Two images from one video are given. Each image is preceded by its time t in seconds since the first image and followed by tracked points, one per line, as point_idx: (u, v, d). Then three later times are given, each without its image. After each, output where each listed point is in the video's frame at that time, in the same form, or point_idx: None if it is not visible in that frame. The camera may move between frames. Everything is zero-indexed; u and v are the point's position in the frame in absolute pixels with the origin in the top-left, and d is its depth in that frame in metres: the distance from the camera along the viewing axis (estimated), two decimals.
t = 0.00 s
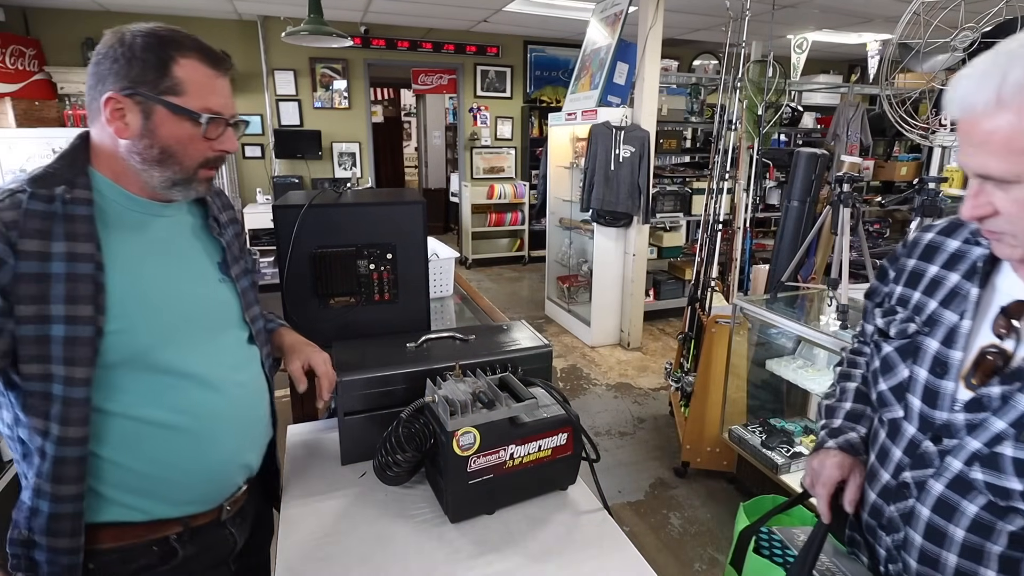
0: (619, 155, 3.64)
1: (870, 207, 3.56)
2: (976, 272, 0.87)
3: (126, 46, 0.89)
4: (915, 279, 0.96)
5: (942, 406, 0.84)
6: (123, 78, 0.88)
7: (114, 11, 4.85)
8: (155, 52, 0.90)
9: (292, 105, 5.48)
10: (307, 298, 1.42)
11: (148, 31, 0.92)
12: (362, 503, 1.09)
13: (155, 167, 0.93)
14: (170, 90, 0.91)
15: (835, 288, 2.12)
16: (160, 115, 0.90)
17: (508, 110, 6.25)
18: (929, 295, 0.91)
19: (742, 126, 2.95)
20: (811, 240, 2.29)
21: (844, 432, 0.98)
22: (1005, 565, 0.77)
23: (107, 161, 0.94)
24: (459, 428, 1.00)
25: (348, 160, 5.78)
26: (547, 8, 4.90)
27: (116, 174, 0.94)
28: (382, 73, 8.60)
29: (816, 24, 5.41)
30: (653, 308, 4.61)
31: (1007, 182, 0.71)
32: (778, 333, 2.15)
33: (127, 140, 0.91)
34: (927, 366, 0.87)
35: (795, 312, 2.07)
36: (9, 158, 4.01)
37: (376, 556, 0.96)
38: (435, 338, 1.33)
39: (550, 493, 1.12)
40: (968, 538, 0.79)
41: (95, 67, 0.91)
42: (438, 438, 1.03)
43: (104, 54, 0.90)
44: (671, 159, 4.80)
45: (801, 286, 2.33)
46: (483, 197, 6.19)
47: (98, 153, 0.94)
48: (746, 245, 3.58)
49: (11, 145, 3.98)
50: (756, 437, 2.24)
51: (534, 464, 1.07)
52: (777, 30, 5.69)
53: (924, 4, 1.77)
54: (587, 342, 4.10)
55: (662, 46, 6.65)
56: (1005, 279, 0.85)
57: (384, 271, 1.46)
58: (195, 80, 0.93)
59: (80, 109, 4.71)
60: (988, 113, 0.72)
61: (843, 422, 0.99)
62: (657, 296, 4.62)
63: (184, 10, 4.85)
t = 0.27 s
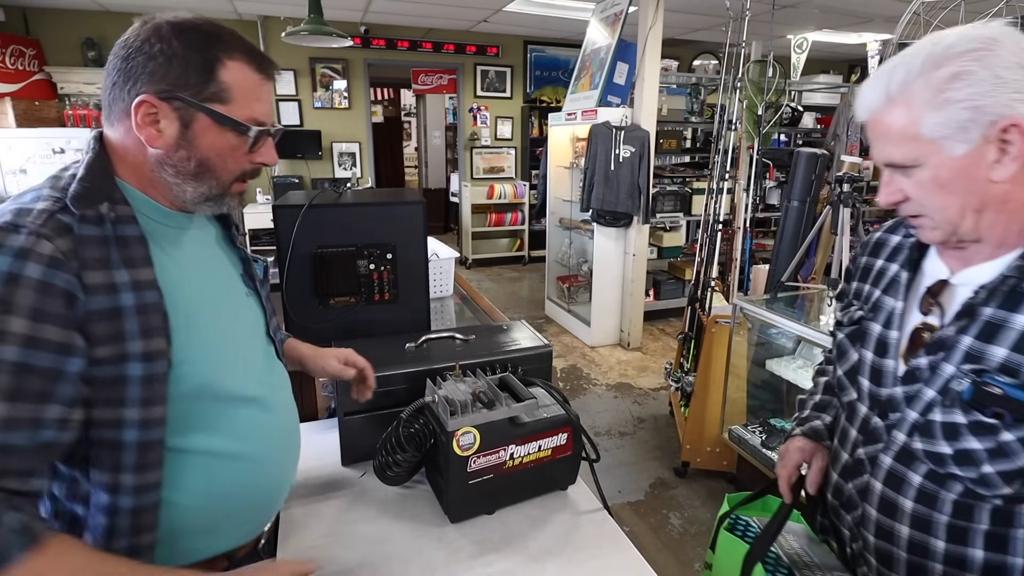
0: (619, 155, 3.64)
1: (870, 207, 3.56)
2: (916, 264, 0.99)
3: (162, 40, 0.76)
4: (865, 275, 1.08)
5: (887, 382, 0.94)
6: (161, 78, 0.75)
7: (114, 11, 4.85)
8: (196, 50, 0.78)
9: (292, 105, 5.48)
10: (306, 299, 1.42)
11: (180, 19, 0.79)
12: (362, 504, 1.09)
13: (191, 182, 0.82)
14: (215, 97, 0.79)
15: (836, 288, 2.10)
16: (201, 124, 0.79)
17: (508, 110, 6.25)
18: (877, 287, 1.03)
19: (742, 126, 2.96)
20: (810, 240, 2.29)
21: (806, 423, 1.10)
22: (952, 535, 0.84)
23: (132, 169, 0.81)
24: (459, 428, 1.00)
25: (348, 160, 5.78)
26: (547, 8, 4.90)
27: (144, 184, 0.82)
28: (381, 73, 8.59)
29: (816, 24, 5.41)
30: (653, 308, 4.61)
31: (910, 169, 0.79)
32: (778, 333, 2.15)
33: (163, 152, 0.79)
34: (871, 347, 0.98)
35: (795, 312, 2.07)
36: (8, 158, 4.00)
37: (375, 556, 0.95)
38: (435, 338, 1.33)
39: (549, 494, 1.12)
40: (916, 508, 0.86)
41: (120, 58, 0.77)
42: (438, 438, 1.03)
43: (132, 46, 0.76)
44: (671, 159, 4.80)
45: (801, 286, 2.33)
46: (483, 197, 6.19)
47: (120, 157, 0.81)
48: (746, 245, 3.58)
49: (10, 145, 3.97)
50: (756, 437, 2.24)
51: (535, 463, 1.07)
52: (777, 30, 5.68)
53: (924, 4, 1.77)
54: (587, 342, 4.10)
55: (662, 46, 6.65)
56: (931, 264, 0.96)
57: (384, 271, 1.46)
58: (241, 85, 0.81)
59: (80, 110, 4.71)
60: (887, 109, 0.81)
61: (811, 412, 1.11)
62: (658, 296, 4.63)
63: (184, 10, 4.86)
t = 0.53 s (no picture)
0: (619, 155, 3.64)
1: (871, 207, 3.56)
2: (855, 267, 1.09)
3: (245, 57, 0.54)
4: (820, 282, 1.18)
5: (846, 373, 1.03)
6: (240, 110, 0.54)
7: (114, 11, 4.85)
8: (289, 77, 0.56)
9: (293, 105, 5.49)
10: (305, 299, 1.42)
11: (266, 22, 0.57)
12: (361, 504, 1.09)
13: (255, 230, 0.63)
14: (300, 139, 0.59)
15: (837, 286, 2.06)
16: (277, 170, 0.59)
17: (508, 110, 6.25)
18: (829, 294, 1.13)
19: (742, 126, 2.96)
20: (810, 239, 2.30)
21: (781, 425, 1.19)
22: (932, 515, 0.89)
23: (180, 201, 0.62)
24: (459, 428, 1.00)
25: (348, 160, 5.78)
26: (547, 8, 4.90)
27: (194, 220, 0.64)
28: (381, 73, 8.60)
29: (816, 24, 5.41)
30: (653, 308, 4.61)
31: (822, 175, 0.90)
32: (777, 333, 2.14)
33: (227, 199, 0.60)
34: (828, 346, 1.08)
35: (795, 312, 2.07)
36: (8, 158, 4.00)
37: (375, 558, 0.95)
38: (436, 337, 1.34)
39: (549, 494, 1.12)
40: (894, 494, 0.91)
41: (175, 62, 0.55)
42: (438, 438, 1.03)
43: (199, 53, 0.54)
44: (671, 159, 4.80)
45: (801, 286, 2.34)
46: (483, 197, 6.19)
47: (166, 181, 0.61)
48: (746, 245, 3.59)
49: (10, 145, 3.97)
50: (755, 437, 2.24)
51: (535, 463, 1.07)
52: (777, 30, 5.68)
53: (924, 4, 1.77)
54: (586, 342, 4.11)
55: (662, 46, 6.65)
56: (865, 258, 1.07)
57: (384, 271, 1.46)
58: (332, 123, 0.61)
59: (80, 109, 4.71)
60: (794, 126, 0.92)
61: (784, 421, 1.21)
62: (657, 296, 4.63)
63: (184, 10, 4.86)
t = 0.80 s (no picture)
0: (619, 155, 3.64)
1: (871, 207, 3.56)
2: (822, 279, 1.12)
3: (424, 126, 0.53)
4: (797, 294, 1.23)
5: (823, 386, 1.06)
6: (409, 184, 0.54)
7: (114, 11, 4.85)
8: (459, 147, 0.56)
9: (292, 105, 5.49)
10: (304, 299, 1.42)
11: (429, 81, 0.54)
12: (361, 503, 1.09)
13: (380, 287, 0.62)
14: (450, 210, 0.59)
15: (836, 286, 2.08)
16: (424, 238, 0.58)
17: (508, 110, 6.25)
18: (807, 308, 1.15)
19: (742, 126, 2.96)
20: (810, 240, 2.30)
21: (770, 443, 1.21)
22: (918, 525, 0.89)
23: (320, 257, 0.56)
24: (459, 428, 1.00)
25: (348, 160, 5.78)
26: (547, 8, 4.90)
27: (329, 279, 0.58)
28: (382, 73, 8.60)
29: (816, 24, 5.40)
30: (653, 308, 4.61)
31: (774, 188, 0.95)
32: (777, 333, 2.15)
33: (372, 261, 0.58)
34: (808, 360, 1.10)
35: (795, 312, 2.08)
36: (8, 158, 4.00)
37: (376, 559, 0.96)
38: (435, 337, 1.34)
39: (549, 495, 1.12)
40: (879, 504, 0.92)
41: (348, 125, 0.52)
42: (438, 438, 1.03)
43: (375, 117, 0.52)
44: (671, 159, 4.80)
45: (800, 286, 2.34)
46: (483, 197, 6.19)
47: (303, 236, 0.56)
48: (746, 245, 3.59)
49: (10, 145, 3.97)
50: (755, 437, 2.25)
51: (535, 463, 1.07)
52: (777, 30, 5.68)
53: (924, 4, 1.77)
54: (586, 342, 4.10)
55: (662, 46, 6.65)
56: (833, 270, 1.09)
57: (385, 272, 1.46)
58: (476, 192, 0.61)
59: (80, 109, 4.71)
60: (743, 145, 0.98)
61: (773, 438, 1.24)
62: (657, 296, 4.63)
63: (184, 10, 4.86)
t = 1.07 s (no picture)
0: (619, 155, 3.64)
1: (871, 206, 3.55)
2: (827, 294, 1.12)
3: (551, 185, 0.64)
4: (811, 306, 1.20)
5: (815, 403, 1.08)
6: (531, 239, 0.65)
7: (114, 11, 4.85)
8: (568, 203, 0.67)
9: (292, 105, 5.49)
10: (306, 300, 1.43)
11: (555, 143, 0.65)
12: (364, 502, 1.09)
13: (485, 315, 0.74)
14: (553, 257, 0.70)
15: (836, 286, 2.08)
16: (529, 280, 0.70)
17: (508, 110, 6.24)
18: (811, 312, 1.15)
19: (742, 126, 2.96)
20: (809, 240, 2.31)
21: (778, 436, 1.24)
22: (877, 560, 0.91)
23: (440, 294, 0.68)
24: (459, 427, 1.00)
25: (348, 160, 5.78)
26: (547, 8, 4.90)
27: (444, 307, 0.70)
28: (381, 73, 8.60)
29: (816, 24, 5.40)
30: (653, 308, 4.61)
31: (766, 209, 0.91)
32: (778, 333, 2.14)
33: (484, 296, 0.70)
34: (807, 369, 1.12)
35: (795, 312, 2.08)
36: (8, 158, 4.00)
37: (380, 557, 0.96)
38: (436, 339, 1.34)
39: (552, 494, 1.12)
40: (846, 532, 0.96)
41: (489, 183, 0.61)
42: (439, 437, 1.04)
43: (515, 174, 0.62)
44: (671, 159, 4.79)
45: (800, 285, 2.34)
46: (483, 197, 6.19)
47: (426, 276, 0.66)
48: (746, 245, 3.59)
49: (10, 145, 3.97)
50: (756, 438, 2.23)
51: (536, 462, 1.07)
52: (777, 30, 5.67)
53: (924, 4, 1.77)
54: (587, 342, 4.11)
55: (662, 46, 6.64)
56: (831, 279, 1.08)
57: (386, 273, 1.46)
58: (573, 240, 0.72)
59: (80, 109, 4.71)
60: (735, 158, 0.92)
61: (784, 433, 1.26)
62: (657, 296, 4.62)
63: (184, 10, 4.86)
